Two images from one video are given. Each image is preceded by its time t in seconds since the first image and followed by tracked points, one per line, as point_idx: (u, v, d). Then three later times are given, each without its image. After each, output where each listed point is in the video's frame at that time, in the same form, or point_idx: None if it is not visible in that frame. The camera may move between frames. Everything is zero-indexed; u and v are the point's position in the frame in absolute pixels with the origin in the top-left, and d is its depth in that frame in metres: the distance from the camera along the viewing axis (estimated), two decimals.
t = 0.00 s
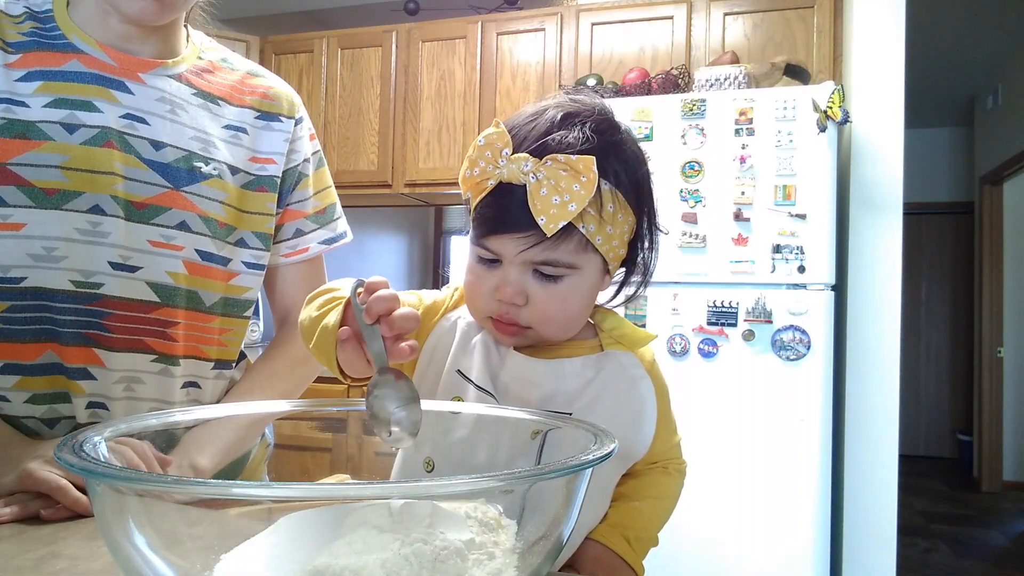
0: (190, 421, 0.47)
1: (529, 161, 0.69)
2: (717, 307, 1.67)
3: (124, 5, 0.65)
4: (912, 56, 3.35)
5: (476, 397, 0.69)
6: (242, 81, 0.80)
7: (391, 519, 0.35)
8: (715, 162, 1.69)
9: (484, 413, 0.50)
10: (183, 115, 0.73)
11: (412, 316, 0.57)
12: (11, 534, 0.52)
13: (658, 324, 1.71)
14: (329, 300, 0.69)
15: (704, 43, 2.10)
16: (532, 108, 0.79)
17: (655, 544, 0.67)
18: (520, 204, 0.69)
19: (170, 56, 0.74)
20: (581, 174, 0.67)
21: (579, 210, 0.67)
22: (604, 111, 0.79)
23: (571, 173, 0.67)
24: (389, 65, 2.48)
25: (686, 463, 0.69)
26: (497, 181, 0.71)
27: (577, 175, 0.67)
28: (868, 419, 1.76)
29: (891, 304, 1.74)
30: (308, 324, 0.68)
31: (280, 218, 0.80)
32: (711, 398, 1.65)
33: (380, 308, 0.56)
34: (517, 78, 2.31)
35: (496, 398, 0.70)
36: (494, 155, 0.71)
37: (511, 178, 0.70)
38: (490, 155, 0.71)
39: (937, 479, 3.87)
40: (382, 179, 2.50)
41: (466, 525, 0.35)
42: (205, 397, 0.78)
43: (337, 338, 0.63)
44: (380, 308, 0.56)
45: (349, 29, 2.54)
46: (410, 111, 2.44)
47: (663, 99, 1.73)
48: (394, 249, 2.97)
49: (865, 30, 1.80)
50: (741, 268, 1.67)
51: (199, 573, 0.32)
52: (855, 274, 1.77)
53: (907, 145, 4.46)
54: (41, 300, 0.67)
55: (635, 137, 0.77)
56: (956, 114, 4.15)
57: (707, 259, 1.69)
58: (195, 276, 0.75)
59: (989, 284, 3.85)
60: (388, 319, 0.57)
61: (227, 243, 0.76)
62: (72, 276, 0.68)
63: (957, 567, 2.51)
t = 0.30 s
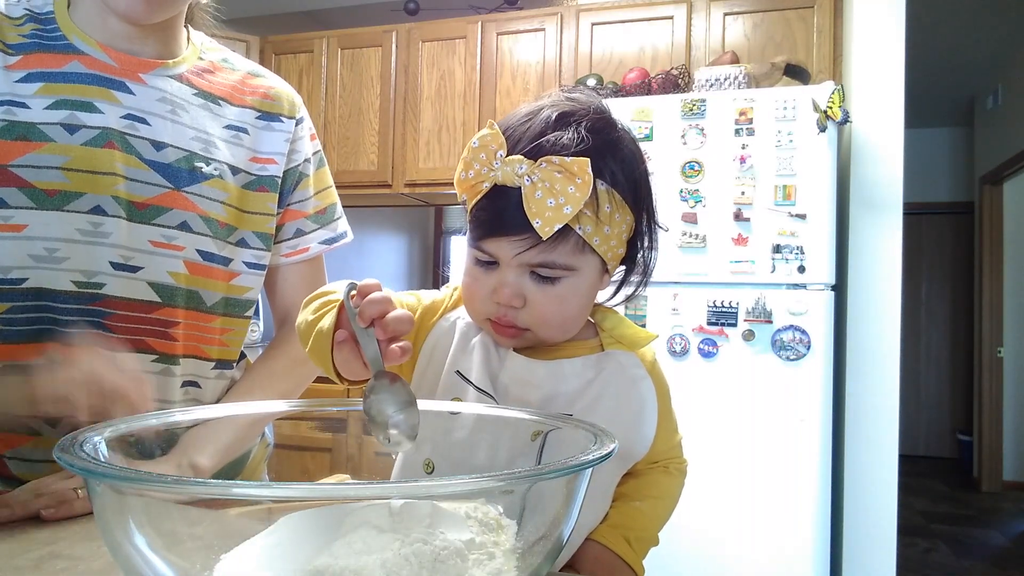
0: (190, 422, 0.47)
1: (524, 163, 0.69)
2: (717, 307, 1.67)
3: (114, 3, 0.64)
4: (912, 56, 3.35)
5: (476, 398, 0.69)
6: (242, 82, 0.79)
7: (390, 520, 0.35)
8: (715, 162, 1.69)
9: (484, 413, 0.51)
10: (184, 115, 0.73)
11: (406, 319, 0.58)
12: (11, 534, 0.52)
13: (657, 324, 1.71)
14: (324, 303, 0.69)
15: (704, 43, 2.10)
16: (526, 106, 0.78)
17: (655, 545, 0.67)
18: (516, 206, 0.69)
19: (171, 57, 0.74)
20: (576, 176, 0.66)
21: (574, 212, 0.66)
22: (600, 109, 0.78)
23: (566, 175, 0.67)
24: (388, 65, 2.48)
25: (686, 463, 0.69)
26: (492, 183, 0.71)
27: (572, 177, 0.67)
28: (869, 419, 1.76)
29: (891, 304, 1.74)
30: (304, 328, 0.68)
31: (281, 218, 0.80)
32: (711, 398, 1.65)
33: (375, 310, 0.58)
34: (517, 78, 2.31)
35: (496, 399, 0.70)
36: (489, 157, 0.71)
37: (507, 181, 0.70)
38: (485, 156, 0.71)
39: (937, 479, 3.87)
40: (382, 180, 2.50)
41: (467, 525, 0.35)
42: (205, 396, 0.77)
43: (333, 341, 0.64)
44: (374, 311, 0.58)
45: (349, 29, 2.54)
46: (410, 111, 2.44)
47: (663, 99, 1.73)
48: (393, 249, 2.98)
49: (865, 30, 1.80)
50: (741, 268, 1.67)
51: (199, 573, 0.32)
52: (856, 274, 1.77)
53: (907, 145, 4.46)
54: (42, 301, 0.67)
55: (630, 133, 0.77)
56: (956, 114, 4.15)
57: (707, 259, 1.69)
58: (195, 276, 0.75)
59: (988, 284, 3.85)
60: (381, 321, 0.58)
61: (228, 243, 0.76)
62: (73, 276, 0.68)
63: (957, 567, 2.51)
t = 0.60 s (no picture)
0: (186, 421, 0.47)
1: (522, 166, 0.69)
2: (717, 307, 1.67)
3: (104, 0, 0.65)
4: (912, 56, 3.35)
5: (475, 398, 0.69)
6: (240, 80, 0.79)
7: (391, 519, 0.35)
8: (715, 162, 1.69)
9: (483, 413, 0.51)
10: (181, 115, 0.73)
11: (393, 328, 0.56)
12: (11, 534, 0.52)
13: (657, 323, 1.71)
14: (317, 310, 0.69)
15: (704, 43, 2.10)
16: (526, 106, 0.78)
17: (655, 545, 0.67)
18: (514, 209, 0.69)
19: (167, 56, 0.74)
20: (575, 180, 0.66)
21: (573, 216, 0.66)
22: (600, 109, 0.78)
23: (564, 178, 0.67)
24: (388, 65, 2.48)
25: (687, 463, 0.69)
26: (490, 186, 0.70)
27: (570, 180, 0.67)
28: (868, 419, 1.76)
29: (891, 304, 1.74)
30: (297, 335, 0.68)
31: (279, 217, 0.80)
32: (711, 398, 1.65)
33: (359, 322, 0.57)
34: (517, 78, 2.31)
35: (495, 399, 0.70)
36: (487, 160, 0.71)
37: (505, 183, 0.69)
38: (483, 159, 0.71)
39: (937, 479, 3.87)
40: (382, 180, 2.50)
41: (467, 525, 0.35)
42: (204, 396, 0.78)
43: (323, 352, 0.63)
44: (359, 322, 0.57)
45: (349, 29, 2.54)
46: (410, 111, 2.44)
47: (663, 99, 1.73)
48: (393, 249, 2.98)
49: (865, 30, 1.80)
50: (741, 268, 1.67)
51: (199, 573, 0.33)
52: (856, 274, 1.77)
53: (907, 145, 4.46)
54: (39, 300, 0.68)
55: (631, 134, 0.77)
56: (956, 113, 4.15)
57: (707, 259, 1.69)
58: (192, 275, 0.74)
59: (988, 284, 3.84)
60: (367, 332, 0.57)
61: (225, 242, 0.76)
62: (70, 276, 0.68)
63: (956, 567, 2.51)
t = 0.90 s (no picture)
0: (182, 421, 0.46)
1: (515, 165, 0.69)
2: (717, 307, 1.67)
3: None
4: (912, 56, 3.35)
5: (473, 396, 0.69)
6: (229, 78, 0.80)
7: (390, 518, 0.35)
8: (715, 162, 1.69)
9: (481, 413, 0.51)
10: (172, 113, 0.73)
11: (375, 333, 0.57)
12: (12, 534, 0.52)
13: (657, 323, 1.71)
14: (304, 318, 0.69)
15: (704, 43, 2.10)
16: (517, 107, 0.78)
17: (656, 544, 0.67)
18: (508, 208, 0.69)
19: (156, 54, 0.74)
20: (568, 178, 0.66)
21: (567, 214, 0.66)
22: (593, 108, 0.78)
23: (557, 177, 0.66)
24: (388, 65, 2.48)
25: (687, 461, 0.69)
26: (485, 185, 0.71)
27: (564, 179, 0.66)
28: (868, 419, 1.76)
29: (891, 304, 1.74)
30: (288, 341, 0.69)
31: (272, 216, 0.80)
32: (711, 398, 1.65)
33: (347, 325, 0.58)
34: (517, 78, 2.31)
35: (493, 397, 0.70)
36: (481, 160, 0.71)
37: (499, 183, 0.70)
38: (477, 159, 0.71)
39: (937, 479, 3.87)
40: (382, 179, 2.50)
41: (467, 525, 0.35)
42: (198, 396, 0.78)
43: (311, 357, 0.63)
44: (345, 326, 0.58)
45: (349, 29, 2.54)
46: (410, 111, 2.44)
47: (663, 99, 1.73)
48: (393, 249, 2.98)
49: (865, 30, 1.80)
50: (741, 268, 1.67)
51: (199, 573, 0.33)
52: (856, 274, 1.77)
53: (907, 145, 4.46)
54: (32, 303, 0.67)
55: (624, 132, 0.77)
56: (957, 113, 4.15)
57: (707, 259, 1.69)
58: (185, 276, 0.74)
59: (988, 284, 3.84)
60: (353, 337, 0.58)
61: (218, 242, 0.77)
62: (62, 279, 0.68)
63: (956, 567, 2.51)
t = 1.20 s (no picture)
0: (183, 423, 0.46)
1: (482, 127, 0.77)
2: (717, 307, 1.67)
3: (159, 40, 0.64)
4: (912, 56, 3.35)
5: (463, 387, 0.73)
6: (231, 99, 0.80)
7: (391, 517, 0.35)
8: (715, 162, 1.69)
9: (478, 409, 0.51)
10: (178, 128, 0.72)
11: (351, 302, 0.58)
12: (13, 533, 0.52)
13: (657, 323, 1.71)
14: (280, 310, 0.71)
15: (704, 43, 2.10)
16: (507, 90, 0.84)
17: (660, 544, 0.67)
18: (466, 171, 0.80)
19: (165, 71, 0.73)
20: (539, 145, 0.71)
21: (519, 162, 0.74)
22: (585, 108, 0.83)
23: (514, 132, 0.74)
24: (388, 66, 2.48)
25: (692, 456, 0.70)
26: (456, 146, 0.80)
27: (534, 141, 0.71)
28: (868, 419, 1.76)
29: (891, 304, 1.74)
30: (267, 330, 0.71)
31: (260, 233, 0.79)
32: (711, 397, 1.65)
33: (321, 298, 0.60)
34: (517, 78, 2.31)
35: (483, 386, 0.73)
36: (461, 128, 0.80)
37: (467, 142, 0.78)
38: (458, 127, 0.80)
39: (937, 479, 3.87)
40: (382, 180, 2.50)
41: (467, 524, 0.35)
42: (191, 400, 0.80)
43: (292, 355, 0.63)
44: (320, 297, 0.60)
45: (349, 29, 2.54)
46: (410, 111, 2.44)
47: (663, 99, 1.73)
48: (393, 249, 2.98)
49: (865, 30, 1.80)
50: (741, 268, 1.66)
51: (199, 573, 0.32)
52: (856, 274, 1.77)
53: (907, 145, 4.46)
54: (36, 313, 0.67)
55: (613, 126, 0.82)
56: (957, 113, 4.15)
57: (707, 259, 1.69)
58: (182, 288, 0.74)
59: (988, 284, 3.84)
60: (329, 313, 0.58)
61: (218, 255, 0.76)
62: (65, 288, 0.68)
63: (956, 567, 2.51)
